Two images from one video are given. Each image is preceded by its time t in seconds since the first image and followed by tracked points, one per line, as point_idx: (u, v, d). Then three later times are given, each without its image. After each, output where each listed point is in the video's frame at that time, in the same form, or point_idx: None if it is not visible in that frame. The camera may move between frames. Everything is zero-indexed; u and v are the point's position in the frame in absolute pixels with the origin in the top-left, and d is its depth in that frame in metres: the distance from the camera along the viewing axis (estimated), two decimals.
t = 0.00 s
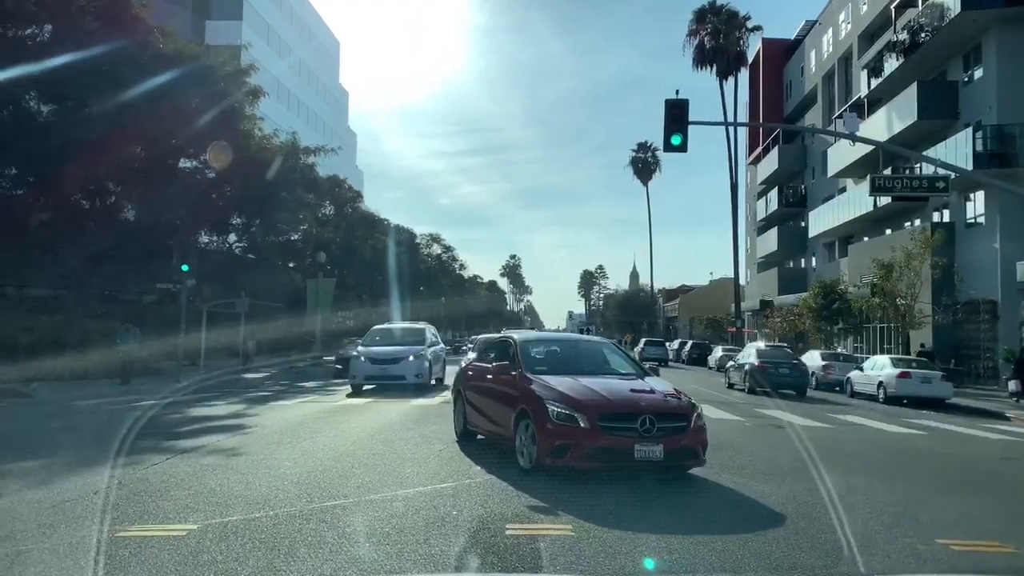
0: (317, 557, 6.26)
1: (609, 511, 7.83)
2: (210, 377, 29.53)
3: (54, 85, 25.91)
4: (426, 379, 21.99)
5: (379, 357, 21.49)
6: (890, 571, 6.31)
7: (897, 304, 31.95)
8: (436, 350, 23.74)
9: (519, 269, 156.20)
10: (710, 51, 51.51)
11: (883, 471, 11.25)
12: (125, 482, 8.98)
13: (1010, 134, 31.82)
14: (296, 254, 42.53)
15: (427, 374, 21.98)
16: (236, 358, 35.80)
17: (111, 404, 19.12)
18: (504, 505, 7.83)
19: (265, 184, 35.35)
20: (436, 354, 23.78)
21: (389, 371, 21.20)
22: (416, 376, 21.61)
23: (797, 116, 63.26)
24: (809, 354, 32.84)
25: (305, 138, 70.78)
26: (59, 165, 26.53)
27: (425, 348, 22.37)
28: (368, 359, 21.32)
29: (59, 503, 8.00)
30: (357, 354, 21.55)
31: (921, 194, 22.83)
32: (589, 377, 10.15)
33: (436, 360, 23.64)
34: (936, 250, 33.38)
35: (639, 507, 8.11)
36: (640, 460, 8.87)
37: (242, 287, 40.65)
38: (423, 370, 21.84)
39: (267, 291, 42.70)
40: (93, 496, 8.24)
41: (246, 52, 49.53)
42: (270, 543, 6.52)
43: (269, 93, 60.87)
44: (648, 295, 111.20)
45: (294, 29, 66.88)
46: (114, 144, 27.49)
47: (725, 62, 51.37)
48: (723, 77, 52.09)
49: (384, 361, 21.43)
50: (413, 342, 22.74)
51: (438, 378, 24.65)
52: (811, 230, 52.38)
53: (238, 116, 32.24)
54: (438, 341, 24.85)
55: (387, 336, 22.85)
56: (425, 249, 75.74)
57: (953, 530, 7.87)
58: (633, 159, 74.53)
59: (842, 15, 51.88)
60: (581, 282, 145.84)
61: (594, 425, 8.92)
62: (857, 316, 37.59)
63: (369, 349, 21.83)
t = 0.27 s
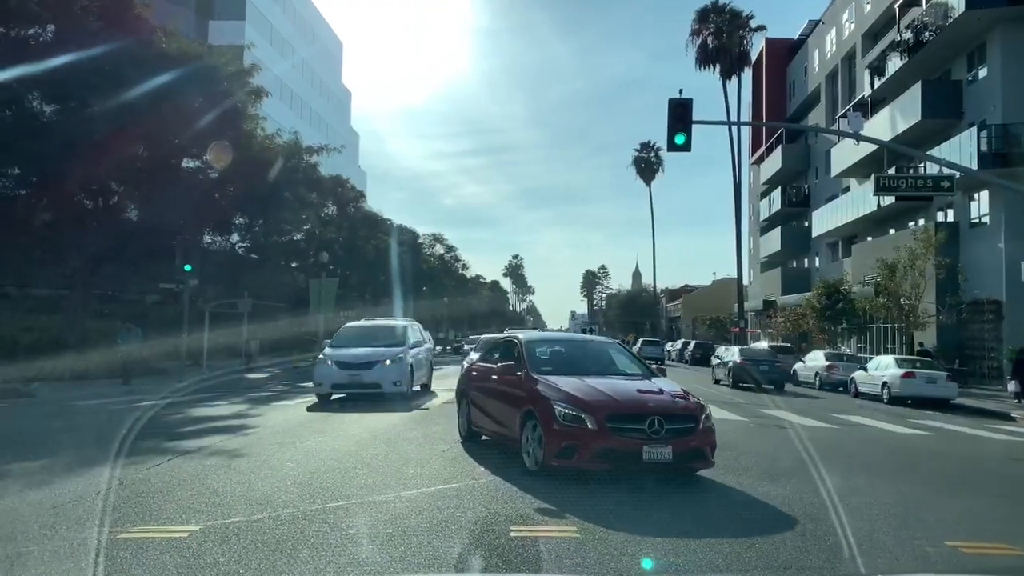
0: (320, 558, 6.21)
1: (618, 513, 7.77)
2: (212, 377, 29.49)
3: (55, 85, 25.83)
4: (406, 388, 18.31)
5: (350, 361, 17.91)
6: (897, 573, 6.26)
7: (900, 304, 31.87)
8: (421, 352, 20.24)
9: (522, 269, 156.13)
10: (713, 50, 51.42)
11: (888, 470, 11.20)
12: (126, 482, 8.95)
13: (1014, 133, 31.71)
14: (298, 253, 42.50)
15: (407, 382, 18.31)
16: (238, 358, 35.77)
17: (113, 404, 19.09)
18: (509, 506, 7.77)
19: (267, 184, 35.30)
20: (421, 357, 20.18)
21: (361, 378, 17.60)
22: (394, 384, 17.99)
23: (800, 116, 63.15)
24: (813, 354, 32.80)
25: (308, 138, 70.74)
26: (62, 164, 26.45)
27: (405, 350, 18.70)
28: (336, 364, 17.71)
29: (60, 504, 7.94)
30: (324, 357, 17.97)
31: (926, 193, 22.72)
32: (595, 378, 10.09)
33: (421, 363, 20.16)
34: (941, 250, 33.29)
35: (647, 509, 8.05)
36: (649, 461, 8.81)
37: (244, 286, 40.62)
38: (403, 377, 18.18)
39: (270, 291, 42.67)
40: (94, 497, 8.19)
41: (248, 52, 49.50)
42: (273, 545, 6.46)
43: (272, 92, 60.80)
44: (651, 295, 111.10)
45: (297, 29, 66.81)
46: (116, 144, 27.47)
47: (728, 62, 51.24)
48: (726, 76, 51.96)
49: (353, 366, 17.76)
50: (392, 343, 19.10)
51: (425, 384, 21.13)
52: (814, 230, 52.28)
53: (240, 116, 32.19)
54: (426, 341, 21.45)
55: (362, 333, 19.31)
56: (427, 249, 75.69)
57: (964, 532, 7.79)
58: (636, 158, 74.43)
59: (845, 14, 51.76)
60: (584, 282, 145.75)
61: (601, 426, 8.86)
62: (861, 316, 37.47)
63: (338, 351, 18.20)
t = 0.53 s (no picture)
0: (321, 559, 6.19)
1: (621, 514, 7.75)
2: (213, 377, 29.47)
3: (56, 84, 25.80)
4: (372, 401, 15.07)
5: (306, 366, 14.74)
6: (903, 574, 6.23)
7: (904, 304, 31.75)
8: (396, 355, 17.16)
9: (524, 269, 156.06)
10: (715, 50, 51.34)
11: (891, 471, 11.17)
12: (126, 482, 8.95)
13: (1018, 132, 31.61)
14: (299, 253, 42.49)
15: (374, 393, 15.07)
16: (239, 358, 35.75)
17: (114, 404, 19.06)
18: (512, 507, 7.75)
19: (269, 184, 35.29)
20: (394, 360, 16.92)
21: (316, 389, 14.41)
22: (358, 396, 14.77)
23: (803, 116, 63.07)
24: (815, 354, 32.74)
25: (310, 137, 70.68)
26: (65, 164, 26.42)
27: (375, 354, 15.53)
28: (288, 372, 14.53)
29: (60, 504, 7.92)
30: (274, 360, 14.80)
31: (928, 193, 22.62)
32: (598, 378, 10.06)
33: (396, 368, 17.13)
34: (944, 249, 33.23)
35: (650, 509, 8.03)
36: (652, 461, 8.78)
37: (246, 286, 40.61)
38: (369, 387, 14.92)
39: (272, 291, 42.66)
40: (95, 498, 8.16)
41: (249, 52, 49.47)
42: (274, 546, 6.44)
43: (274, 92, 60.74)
44: (653, 295, 111.01)
45: (298, 28, 66.78)
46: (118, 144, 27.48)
47: (731, 61, 51.14)
48: (728, 75, 51.87)
49: (308, 375, 14.56)
50: (360, 345, 15.91)
51: (402, 392, 18.07)
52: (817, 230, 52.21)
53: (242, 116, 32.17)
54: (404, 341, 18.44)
55: (326, 331, 16.21)
56: (429, 249, 75.64)
57: (968, 533, 7.76)
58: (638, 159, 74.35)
59: (848, 14, 51.69)
60: (586, 282, 145.66)
61: (605, 427, 8.82)
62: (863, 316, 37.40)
63: (291, 355, 15.01)
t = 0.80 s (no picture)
0: (321, 560, 6.15)
1: (622, 514, 7.72)
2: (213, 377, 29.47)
3: (57, 84, 25.76)
4: (315, 422, 11.80)
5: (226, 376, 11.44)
6: None
7: (905, 304, 31.69)
8: (353, 359, 13.88)
9: (524, 269, 156.02)
10: (716, 50, 51.30)
11: (892, 471, 11.15)
12: (126, 483, 8.93)
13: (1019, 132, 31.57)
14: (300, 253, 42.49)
15: (316, 412, 11.77)
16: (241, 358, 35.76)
17: (115, 404, 19.06)
18: (513, 506, 7.73)
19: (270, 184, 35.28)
20: (348, 366, 13.58)
21: (238, 407, 11.12)
22: (294, 415, 11.44)
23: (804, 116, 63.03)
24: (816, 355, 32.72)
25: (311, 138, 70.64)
26: (65, 164, 26.38)
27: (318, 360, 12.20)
28: (202, 383, 11.29)
29: (60, 504, 7.90)
30: (185, 370, 11.57)
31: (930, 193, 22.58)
32: (599, 378, 10.04)
33: (355, 375, 13.93)
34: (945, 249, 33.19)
35: (652, 509, 8.00)
36: (654, 460, 8.74)
37: (246, 286, 40.61)
38: (309, 403, 11.62)
39: (273, 290, 42.65)
40: (95, 498, 8.14)
41: (251, 52, 49.49)
42: (275, 546, 6.42)
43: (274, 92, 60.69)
44: (654, 295, 110.99)
45: (299, 28, 66.73)
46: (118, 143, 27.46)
47: (732, 60, 51.08)
48: (729, 75, 51.83)
49: (226, 389, 11.31)
50: (301, 347, 12.62)
51: (364, 405, 14.78)
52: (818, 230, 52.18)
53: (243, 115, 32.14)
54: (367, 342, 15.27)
55: (261, 332, 12.93)
56: (430, 249, 75.58)
57: (970, 533, 7.75)
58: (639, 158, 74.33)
59: (849, 14, 51.66)
60: (587, 282, 145.62)
61: (606, 427, 8.79)
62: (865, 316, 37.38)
63: (212, 360, 11.80)
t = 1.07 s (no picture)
0: (321, 561, 6.13)
1: (623, 514, 7.72)
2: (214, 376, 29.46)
3: (57, 84, 25.70)
4: (203, 461, 8.48)
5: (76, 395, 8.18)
6: None
7: (905, 304, 31.67)
8: (281, 366, 10.65)
9: (525, 270, 155.99)
10: (716, 50, 51.30)
11: (891, 470, 11.14)
12: (127, 483, 8.91)
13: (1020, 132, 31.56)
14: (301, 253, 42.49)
15: (208, 445, 8.51)
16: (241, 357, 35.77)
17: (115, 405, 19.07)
18: (514, 506, 7.72)
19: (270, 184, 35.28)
20: (271, 377, 10.30)
21: (89, 440, 7.87)
22: (172, 451, 8.17)
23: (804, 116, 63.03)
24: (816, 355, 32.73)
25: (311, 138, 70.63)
26: (65, 164, 26.33)
27: (217, 370, 8.95)
28: (39, 405, 8.06)
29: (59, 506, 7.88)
30: (28, 384, 8.43)
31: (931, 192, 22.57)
32: (599, 378, 10.04)
33: (286, 385, 10.77)
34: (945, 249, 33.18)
35: (652, 509, 8.00)
36: (654, 460, 8.74)
37: (247, 286, 40.61)
38: (194, 434, 8.33)
39: (273, 290, 42.62)
40: (97, 497, 8.12)
41: (251, 53, 49.58)
42: (275, 547, 6.41)
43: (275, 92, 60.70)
44: (654, 295, 110.99)
45: (299, 28, 66.74)
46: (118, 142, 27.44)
47: (732, 60, 51.07)
48: (729, 75, 51.82)
49: (67, 416, 8.03)
50: (201, 351, 9.42)
51: (302, 425, 11.58)
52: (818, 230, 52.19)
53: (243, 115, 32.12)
54: (312, 342, 12.21)
55: (153, 330, 9.78)
56: (430, 249, 75.51)
57: (970, 533, 7.75)
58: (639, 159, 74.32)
59: (849, 14, 51.67)
60: (587, 283, 145.59)
61: (606, 427, 8.78)
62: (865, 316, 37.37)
63: (61, 371, 8.56)
